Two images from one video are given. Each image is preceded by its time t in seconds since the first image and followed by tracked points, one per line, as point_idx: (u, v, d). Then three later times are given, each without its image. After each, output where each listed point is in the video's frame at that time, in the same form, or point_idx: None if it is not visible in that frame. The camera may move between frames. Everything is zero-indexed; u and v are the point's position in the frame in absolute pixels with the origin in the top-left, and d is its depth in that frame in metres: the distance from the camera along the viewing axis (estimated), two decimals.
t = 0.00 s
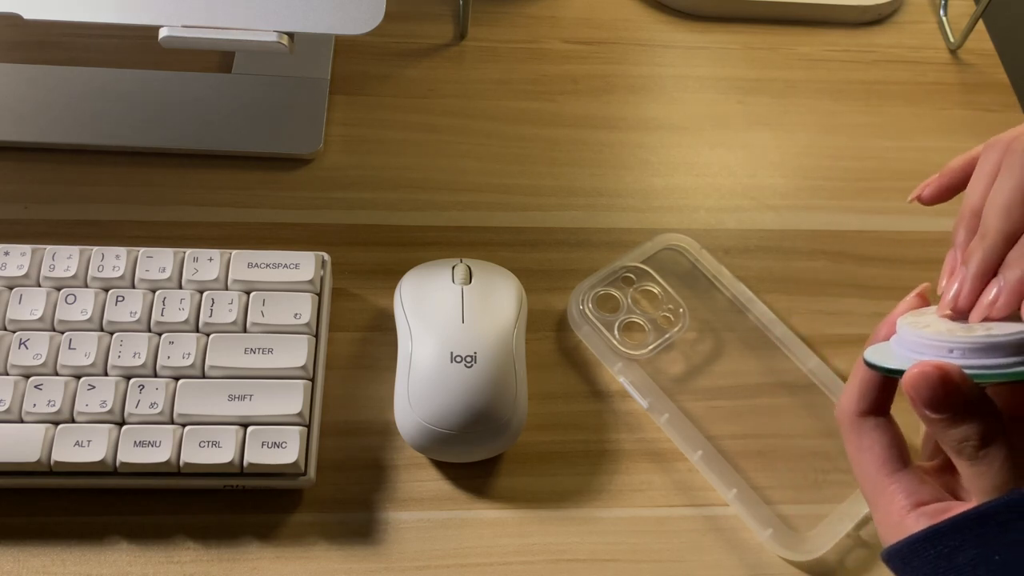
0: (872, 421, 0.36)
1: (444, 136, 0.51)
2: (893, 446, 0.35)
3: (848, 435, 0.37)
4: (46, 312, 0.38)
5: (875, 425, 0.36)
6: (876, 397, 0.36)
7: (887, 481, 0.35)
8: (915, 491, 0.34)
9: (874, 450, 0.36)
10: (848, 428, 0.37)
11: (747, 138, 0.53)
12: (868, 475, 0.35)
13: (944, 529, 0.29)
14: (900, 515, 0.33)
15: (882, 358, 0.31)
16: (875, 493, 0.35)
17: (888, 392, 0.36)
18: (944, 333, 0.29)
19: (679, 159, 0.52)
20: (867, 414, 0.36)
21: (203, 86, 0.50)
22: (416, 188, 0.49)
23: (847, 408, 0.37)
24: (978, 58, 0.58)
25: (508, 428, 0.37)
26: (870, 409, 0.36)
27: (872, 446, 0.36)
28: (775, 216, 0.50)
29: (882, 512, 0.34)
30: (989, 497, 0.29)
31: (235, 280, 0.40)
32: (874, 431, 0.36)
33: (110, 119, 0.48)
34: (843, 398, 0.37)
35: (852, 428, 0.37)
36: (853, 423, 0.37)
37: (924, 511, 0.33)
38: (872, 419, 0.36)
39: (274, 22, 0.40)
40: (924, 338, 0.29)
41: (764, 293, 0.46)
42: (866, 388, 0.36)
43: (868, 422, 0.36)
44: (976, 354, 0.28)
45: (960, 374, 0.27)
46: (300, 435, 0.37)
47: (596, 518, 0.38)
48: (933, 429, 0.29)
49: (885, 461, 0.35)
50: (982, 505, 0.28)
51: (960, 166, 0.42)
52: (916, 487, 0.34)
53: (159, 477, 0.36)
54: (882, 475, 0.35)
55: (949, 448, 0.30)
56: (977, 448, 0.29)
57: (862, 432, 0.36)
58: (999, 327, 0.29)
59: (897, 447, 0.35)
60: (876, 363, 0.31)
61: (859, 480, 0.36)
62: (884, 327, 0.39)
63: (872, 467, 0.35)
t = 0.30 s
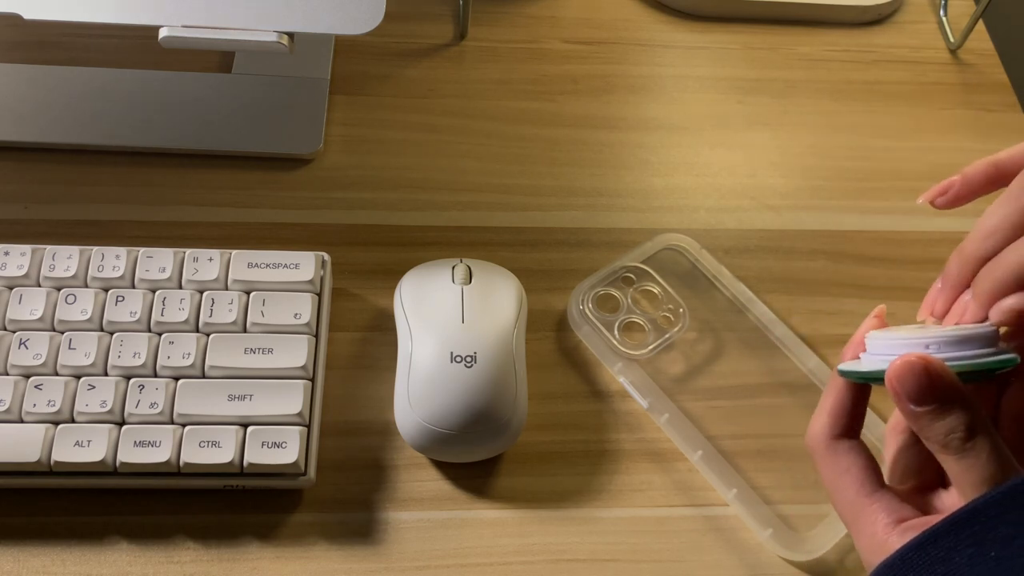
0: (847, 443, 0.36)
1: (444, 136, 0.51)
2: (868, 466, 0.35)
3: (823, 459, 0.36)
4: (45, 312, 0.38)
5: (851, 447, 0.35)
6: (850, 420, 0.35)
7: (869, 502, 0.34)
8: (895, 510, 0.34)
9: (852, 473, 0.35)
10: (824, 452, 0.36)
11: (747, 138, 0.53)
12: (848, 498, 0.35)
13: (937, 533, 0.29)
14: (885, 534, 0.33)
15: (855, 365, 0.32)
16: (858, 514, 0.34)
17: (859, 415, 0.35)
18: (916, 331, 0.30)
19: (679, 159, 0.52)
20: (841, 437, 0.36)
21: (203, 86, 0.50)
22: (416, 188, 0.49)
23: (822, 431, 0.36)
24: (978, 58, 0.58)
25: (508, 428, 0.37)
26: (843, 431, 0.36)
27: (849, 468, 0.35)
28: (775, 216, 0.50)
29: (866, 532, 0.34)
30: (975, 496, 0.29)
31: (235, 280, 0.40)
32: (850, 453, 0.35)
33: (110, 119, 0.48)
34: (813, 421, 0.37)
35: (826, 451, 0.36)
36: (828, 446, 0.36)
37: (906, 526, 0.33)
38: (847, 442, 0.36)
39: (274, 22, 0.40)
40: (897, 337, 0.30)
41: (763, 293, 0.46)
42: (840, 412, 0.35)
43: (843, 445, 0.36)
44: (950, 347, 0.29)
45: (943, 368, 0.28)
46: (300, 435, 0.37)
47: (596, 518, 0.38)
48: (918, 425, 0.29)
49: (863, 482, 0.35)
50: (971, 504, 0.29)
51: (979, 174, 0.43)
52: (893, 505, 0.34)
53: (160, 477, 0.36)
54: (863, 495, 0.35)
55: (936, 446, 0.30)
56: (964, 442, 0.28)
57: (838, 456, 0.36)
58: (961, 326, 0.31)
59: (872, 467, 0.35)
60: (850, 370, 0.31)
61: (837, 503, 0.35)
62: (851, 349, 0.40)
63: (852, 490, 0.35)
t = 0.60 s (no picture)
0: (842, 442, 0.36)
1: (444, 136, 0.51)
2: (865, 466, 0.35)
3: (819, 458, 0.36)
4: (46, 312, 0.38)
5: (846, 446, 0.36)
6: (844, 417, 0.36)
7: (866, 502, 0.34)
8: (892, 510, 0.34)
9: (847, 472, 0.35)
10: (820, 450, 0.36)
11: (746, 139, 0.53)
12: (844, 496, 0.35)
13: (943, 527, 0.28)
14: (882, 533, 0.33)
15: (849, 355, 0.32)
16: (855, 512, 0.34)
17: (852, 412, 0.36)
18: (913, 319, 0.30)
19: (679, 159, 0.52)
20: (836, 435, 0.36)
21: (203, 86, 0.50)
22: (416, 188, 0.49)
23: (817, 429, 0.36)
24: (978, 59, 0.58)
25: (508, 428, 0.37)
26: (838, 430, 0.36)
27: (846, 467, 0.35)
28: (775, 216, 0.50)
29: (864, 531, 0.34)
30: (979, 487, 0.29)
31: (235, 280, 0.40)
32: (846, 452, 0.35)
33: (110, 119, 0.48)
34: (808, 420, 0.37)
35: (822, 449, 0.36)
36: (824, 444, 0.36)
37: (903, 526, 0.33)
38: (842, 440, 0.36)
39: (274, 22, 0.40)
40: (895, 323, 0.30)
41: (763, 293, 0.46)
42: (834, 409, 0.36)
43: (839, 443, 0.36)
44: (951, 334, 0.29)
45: (948, 353, 0.28)
46: (300, 435, 0.37)
47: (596, 518, 0.38)
48: (924, 412, 0.29)
49: (859, 481, 0.35)
50: (977, 496, 0.28)
51: (982, 163, 0.43)
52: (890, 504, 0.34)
53: (160, 477, 0.36)
54: (861, 494, 0.34)
55: (939, 435, 0.30)
56: (970, 428, 0.29)
57: (834, 455, 0.36)
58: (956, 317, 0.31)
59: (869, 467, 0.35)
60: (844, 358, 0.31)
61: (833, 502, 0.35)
62: (843, 343, 0.39)
63: (848, 489, 0.35)
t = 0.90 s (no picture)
0: (851, 444, 0.36)
1: (444, 137, 0.51)
2: (872, 468, 0.35)
3: (827, 459, 0.36)
4: (46, 312, 0.38)
5: (855, 447, 0.35)
6: (855, 419, 0.36)
7: (871, 505, 0.34)
8: (898, 513, 0.34)
9: (855, 473, 0.35)
10: (828, 451, 0.36)
11: (746, 139, 0.53)
12: (850, 498, 0.35)
13: (946, 532, 0.29)
14: (886, 537, 0.33)
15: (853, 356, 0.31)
16: (860, 515, 0.34)
17: (862, 414, 0.36)
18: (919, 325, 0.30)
19: (679, 160, 0.52)
20: (845, 437, 0.36)
21: (203, 86, 0.50)
22: (416, 188, 0.49)
23: (826, 430, 0.36)
24: (978, 59, 0.58)
25: (509, 428, 0.37)
26: (848, 431, 0.36)
27: (853, 469, 0.35)
28: (775, 216, 0.50)
29: (868, 534, 0.34)
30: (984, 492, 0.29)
31: (235, 280, 0.40)
32: (855, 454, 0.35)
33: (110, 119, 0.48)
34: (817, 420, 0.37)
35: (830, 450, 0.36)
36: (833, 445, 0.36)
37: (908, 530, 0.33)
38: (851, 442, 0.36)
39: (274, 22, 0.40)
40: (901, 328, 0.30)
41: (764, 293, 0.46)
42: (844, 410, 0.36)
43: (847, 444, 0.36)
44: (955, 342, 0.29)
45: (949, 358, 0.28)
46: (300, 435, 0.37)
47: (596, 518, 0.38)
48: (925, 418, 0.29)
49: (866, 483, 0.35)
50: (978, 501, 0.29)
51: (993, 162, 0.43)
52: (895, 507, 0.34)
53: (160, 477, 0.36)
54: (867, 497, 0.34)
55: (943, 442, 0.29)
56: (973, 434, 0.28)
57: (842, 456, 0.36)
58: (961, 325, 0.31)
59: (877, 468, 0.35)
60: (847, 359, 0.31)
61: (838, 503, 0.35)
62: (849, 341, 0.40)
63: (855, 491, 0.35)
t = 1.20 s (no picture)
0: (858, 443, 0.36)
1: (444, 137, 0.51)
2: (877, 470, 0.35)
3: (832, 457, 0.36)
4: (46, 312, 0.38)
5: (861, 447, 0.36)
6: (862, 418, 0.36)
7: (872, 507, 0.34)
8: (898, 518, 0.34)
9: (859, 473, 0.35)
10: (834, 449, 0.36)
11: (746, 139, 0.53)
12: (852, 497, 0.35)
13: (940, 539, 0.29)
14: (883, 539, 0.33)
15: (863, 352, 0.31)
16: (859, 516, 0.34)
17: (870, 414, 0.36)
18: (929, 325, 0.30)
19: (679, 160, 0.52)
20: (852, 436, 0.36)
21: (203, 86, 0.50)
22: (417, 188, 0.49)
23: (834, 428, 0.36)
24: (978, 59, 0.58)
25: (508, 428, 0.37)
26: (855, 431, 0.36)
27: (857, 469, 0.35)
28: (775, 216, 0.50)
29: (866, 535, 0.34)
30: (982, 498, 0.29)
31: (235, 280, 0.40)
32: (860, 454, 0.35)
33: (110, 119, 0.48)
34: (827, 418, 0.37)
35: (837, 448, 0.36)
36: (839, 444, 0.36)
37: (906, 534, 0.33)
38: (858, 442, 0.36)
39: (274, 22, 0.40)
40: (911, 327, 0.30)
41: (764, 293, 0.46)
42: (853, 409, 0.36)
43: (854, 444, 0.36)
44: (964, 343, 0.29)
45: (953, 358, 0.28)
46: (300, 435, 0.37)
47: (596, 518, 0.38)
48: (926, 419, 0.29)
49: (869, 484, 0.35)
50: (973, 509, 0.29)
51: (994, 161, 0.44)
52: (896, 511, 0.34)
53: (160, 477, 0.36)
54: (868, 498, 0.34)
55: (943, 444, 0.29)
56: (973, 437, 0.28)
57: (848, 455, 0.36)
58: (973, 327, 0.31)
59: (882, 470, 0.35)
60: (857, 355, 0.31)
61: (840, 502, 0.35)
62: (859, 340, 0.40)
63: (857, 491, 0.35)
